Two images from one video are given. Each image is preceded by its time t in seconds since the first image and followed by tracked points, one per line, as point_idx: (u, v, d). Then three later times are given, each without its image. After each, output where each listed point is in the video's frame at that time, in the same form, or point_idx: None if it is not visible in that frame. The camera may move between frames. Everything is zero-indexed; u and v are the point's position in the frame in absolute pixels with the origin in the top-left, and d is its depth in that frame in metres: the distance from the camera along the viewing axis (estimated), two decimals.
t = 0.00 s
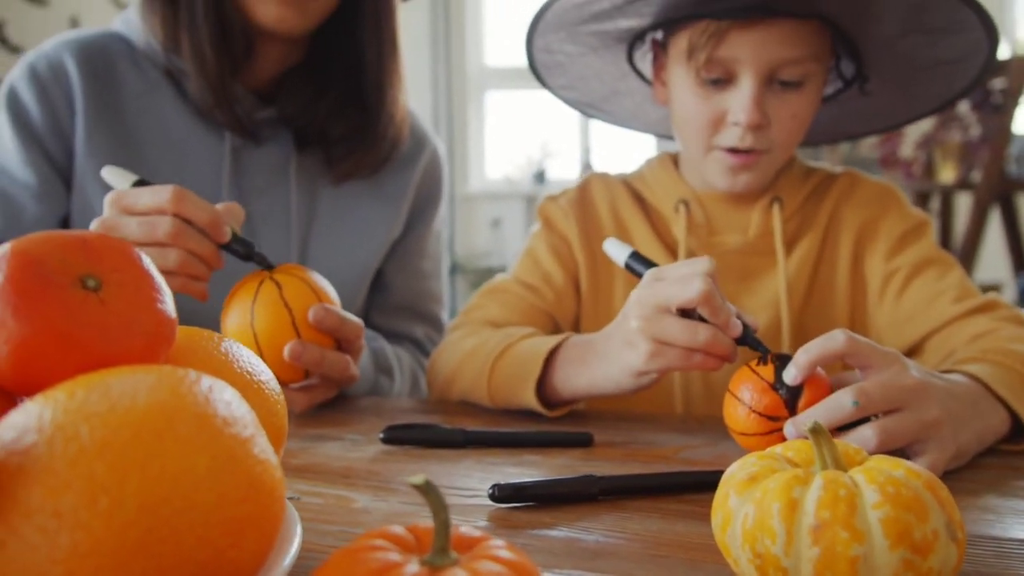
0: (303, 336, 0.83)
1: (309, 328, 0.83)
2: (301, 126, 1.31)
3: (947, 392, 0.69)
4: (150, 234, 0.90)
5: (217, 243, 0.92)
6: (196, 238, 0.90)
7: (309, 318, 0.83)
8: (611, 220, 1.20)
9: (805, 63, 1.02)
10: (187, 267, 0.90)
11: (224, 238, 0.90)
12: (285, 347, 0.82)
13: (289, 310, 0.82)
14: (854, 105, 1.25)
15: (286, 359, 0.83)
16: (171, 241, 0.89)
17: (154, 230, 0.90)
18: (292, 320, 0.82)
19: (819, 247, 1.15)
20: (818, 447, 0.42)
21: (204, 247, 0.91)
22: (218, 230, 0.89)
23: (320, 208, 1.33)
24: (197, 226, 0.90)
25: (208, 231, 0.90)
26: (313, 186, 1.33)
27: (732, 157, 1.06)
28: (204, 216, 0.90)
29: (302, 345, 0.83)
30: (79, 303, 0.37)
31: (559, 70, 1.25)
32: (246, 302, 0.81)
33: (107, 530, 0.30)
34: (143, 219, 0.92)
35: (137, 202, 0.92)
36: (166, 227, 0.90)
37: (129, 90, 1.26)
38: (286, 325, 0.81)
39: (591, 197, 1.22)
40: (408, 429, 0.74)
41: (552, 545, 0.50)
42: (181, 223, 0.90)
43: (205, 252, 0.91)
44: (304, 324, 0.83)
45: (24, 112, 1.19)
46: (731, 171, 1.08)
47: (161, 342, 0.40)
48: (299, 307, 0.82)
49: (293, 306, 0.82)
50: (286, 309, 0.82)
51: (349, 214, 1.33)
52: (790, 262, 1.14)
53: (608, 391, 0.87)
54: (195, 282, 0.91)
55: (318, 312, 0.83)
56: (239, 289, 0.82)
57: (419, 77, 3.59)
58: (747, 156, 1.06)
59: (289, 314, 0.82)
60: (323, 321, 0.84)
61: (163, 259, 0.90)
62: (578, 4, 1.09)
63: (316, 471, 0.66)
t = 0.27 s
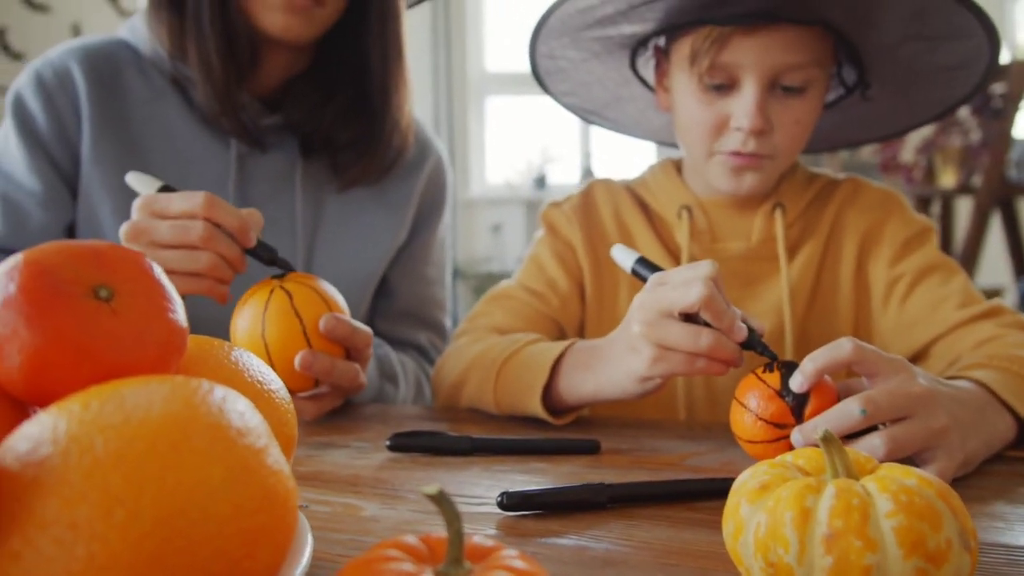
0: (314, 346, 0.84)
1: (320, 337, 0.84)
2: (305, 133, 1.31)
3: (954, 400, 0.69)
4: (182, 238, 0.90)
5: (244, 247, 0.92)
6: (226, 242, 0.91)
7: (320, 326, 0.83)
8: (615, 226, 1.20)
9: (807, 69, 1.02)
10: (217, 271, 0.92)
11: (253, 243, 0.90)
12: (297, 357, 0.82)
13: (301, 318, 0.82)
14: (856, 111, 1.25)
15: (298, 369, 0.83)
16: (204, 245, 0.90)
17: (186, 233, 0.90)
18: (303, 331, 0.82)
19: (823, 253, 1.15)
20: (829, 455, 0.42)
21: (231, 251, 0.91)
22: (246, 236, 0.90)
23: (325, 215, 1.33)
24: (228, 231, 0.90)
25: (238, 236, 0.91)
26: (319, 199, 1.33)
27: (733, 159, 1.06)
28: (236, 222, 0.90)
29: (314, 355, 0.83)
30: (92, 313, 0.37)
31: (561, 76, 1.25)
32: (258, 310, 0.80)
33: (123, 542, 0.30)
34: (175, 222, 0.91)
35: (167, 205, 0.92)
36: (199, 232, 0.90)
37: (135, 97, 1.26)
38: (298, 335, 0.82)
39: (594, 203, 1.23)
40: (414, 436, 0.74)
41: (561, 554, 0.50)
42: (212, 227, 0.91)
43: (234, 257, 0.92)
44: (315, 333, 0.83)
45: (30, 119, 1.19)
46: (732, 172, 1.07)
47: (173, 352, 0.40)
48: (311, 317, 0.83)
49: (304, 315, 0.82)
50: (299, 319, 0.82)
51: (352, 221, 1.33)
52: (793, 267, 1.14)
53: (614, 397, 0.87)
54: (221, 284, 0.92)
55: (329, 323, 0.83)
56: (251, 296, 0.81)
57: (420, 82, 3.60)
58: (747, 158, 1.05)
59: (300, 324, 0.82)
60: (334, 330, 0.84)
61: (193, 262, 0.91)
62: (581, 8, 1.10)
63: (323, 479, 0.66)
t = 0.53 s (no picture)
0: (325, 352, 0.83)
1: (330, 343, 0.83)
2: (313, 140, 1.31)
3: (965, 409, 0.69)
4: (180, 241, 0.91)
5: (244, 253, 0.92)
6: (225, 246, 0.91)
7: (330, 333, 0.83)
8: (622, 234, 1.20)
9: (813, 75, 1.02)
10: (215, 275, 0.91)
11: (252, 248, 0.91)
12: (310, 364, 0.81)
13: (309, 325, 0.81)
14: (862, 118, 1.25)
15: (311, 377, 0.82)
16: (201, 248, 0.90)
17: (184, 237, 0.90)
18: (313, 338, 0.82)
19: (829, 260, 1.15)
20: (845, 465, 0.42)
21: (232, 256, 0.91)
22: (247, 241, 0.90)
23: (332, 222, 1.33)
24: (228, 235, 0.91)
25: (237, 240, 0.91)
26: (325, 202, 1.34)
27: (739, 165, 1.06)
28: (236, 226, 0.90)
29: (326, 361, 0.82)
30: (111, 324, 0.37)
31: (567, 85, 1.25)
32: (267, 321, 0.80)
33: (144, 555, 0.30)
34: (174, 226, 0.92)
35: (168, 210, 0.92)
36: (197, 234, 0.90)
37: (146, 106, 1.26)
38: (308, 343, 0.81)
39: (601, 211, 1.23)
40: (424, 444, 0.74)
41: (575, 564, 0.50)
42: (211, 231, 0.91)
43: (233, 261, 0.91)
44: (325, 340, 0.83)
45: (42, 127, 1.19)
46: (738, 179, 1.07)
47: (190, 362, 0.40)
48: (320, 323, 0.82)
49: (313, 323, 0.82)
50: (308, 327, 0.81)
51: (359, 228, 1.34)
52: (800, 276, 1.14)
53: (627, 405, 0.87)
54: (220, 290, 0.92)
55: (338, 327, 0.83)
56: (258, 309, 0.82)
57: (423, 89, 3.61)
58: (754, 163, 1.06)
59: (310, 332, 0.82)
60: (344, 336, 0.84)
61: (191, 265, 0.91)
62: (586, 17, 1.10)
63: (334, 488, 0.66)
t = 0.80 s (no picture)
0: (337, 357, 0.83)
1: (342, 348, 0.83)
2: (323, 147, 1.32)
3: (976, 417, 0.69)
4: (208, 250, 0.91)
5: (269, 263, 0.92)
6: (251, 256, 0.91)
7: (342, 338, 0.83)
8: (629, 242, 1.20)
9: (818, 82, 1.02)
10: (241, 284, 0.91)
11: (276, 258, 0.91)
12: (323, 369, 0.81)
13: (322, 332, 0.82)
14: (868, 125, 1.25)
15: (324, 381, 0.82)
16: (231, 257, 0.90)
17: (212, 246, 0.91)
18: (326, 342, 0.82)
19: (836, 267, 1.16)
20: (862, 476, 0.42)
21: (256, 265, 0.92)
22: (272, 251, 0.91)
23: (340, 229, 1.34)
24: (254, 245, 0.91)
25: (262, 250, 0.91)
26: (333, 212, 1.34)
27: (745, 172, 1.06)
28: (263, 236, 0.91)
29: (338, 366, 0.82)
30: (130, 337, 0.37)
31: (574, 95, 1.26)
32: (279, 326, 0.80)
33: (169, 569, 0.30)
34: (202, 235, 0.92)
35: (196, 219, 0.93)
36: (226, 243, 0.90)
37: (154, 114, 1.27)
38: (321, 347, 0.81)
39: (608, 219, 1.23)
40: (434, 452, 0.74)
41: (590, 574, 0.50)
42: (239, 241, 0.91)
43: (258, 271, 0.92)
44: (338, 345, 0.83)
45: (52, 135, 1.20)
46: (746, 186, 1.07)
47: (208, 373, 0.40)
48: (332, 328, 0.82)
49: (325, 328, 0.82)
50: (320, 331, 0.81)
51: (366, 236, 1.34)
52: (806, 282, 1.14)
53: (633, 412, 0.87)
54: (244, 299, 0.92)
55: (350, 332, 0.83)
56: (270, 312, 0.82)
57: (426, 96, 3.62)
58: (760, 170, 1.06)
59: (322, 337, 0.82)
60: (356, 340, 0.84)
61: (218, 274, 0.91)
62: (591, 26, 1.10)
63: (346, 497, 0.66)
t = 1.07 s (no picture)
0: (346, 366, 0.83)
1: (351, 357, 0.83)
2: (330, 156, 1.31)
3: (986, 425, 0.69)
4: (205, 254, 0.91)
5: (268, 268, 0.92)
6: (249, 261, 0.91)
7: (350, 346, 0.83)
8: (634, 247, 1.20)
9: (821, 87, 1.02)
10: (239, 289, 0.91)
11: (275, 264, 0.91)
12: (332, 378, 0.81)
13: (329, 341, 0.82)
14: (873, 130, 1.25)
15: (333, 390, 0.82)
16: (226, 261, 0.90)
17: (210, 250, 0.91)
18: (334, 352, 0.82)
19: (842, 273, 1.16)
20: (875, 486, 0.42)
21: (255, 271, 0.92)
22: (270, 256, 0.90)
23: (347, 236, 1.34)
24: (252, 250, 0.91)
25: (260, 256, 0.91)
26: (341, 217, 1.34)
27: (750, 178, 1.06)
28: (260, 241, 0.90)
29: (347, 375, 0.82)
30: (146, 348, 0.37)
31: (580, 103, 1.26)
32: (286, 337, 0.81)
33: None
34: (200, 240, 0.92)
35: (195, 224, 0.93)
36: (222, 248, 0.90)
37: (162, 122, 1.27)
38: (328, 357, 0.81)
39: (613, 225, 1.23)
40: (443, 460, 0.74)
41: None
42: (236, 245, 0.91)
43: (256, 276, 0.92)
44: (346, 354, 0.83)
45: (61, 143, 1.20)
46: (751, 193, 1.07)
47: (222, 384, 0.40)
48: (339, 338, 0.82)
49: (332, 338, 0.82)
50: (327, 341, 0.82)
51: (373, 243, 1.34)
52: (813, 287, 1.14)
53: (643, 418, 0.87)
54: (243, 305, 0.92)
55: (358, 340, 0.83)
56: (276, 324, 0.82)
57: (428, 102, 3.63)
58: (764, 176, 1.06)
59: (329, 347, 0.82)
60: (365, 348, 0.84)
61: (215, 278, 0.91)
62: (593, 35, 1.11)
63: (355, 505, 0.66)
